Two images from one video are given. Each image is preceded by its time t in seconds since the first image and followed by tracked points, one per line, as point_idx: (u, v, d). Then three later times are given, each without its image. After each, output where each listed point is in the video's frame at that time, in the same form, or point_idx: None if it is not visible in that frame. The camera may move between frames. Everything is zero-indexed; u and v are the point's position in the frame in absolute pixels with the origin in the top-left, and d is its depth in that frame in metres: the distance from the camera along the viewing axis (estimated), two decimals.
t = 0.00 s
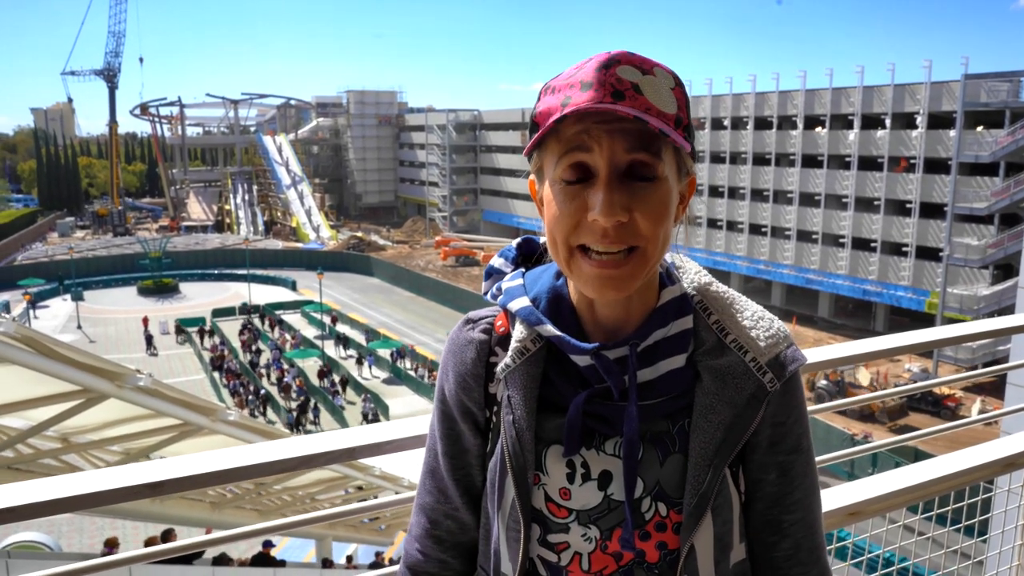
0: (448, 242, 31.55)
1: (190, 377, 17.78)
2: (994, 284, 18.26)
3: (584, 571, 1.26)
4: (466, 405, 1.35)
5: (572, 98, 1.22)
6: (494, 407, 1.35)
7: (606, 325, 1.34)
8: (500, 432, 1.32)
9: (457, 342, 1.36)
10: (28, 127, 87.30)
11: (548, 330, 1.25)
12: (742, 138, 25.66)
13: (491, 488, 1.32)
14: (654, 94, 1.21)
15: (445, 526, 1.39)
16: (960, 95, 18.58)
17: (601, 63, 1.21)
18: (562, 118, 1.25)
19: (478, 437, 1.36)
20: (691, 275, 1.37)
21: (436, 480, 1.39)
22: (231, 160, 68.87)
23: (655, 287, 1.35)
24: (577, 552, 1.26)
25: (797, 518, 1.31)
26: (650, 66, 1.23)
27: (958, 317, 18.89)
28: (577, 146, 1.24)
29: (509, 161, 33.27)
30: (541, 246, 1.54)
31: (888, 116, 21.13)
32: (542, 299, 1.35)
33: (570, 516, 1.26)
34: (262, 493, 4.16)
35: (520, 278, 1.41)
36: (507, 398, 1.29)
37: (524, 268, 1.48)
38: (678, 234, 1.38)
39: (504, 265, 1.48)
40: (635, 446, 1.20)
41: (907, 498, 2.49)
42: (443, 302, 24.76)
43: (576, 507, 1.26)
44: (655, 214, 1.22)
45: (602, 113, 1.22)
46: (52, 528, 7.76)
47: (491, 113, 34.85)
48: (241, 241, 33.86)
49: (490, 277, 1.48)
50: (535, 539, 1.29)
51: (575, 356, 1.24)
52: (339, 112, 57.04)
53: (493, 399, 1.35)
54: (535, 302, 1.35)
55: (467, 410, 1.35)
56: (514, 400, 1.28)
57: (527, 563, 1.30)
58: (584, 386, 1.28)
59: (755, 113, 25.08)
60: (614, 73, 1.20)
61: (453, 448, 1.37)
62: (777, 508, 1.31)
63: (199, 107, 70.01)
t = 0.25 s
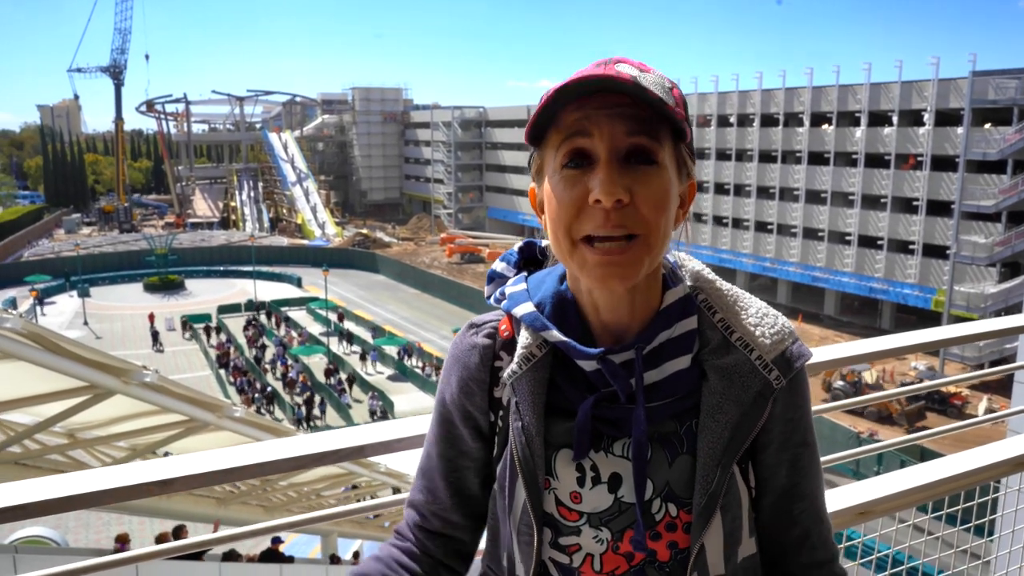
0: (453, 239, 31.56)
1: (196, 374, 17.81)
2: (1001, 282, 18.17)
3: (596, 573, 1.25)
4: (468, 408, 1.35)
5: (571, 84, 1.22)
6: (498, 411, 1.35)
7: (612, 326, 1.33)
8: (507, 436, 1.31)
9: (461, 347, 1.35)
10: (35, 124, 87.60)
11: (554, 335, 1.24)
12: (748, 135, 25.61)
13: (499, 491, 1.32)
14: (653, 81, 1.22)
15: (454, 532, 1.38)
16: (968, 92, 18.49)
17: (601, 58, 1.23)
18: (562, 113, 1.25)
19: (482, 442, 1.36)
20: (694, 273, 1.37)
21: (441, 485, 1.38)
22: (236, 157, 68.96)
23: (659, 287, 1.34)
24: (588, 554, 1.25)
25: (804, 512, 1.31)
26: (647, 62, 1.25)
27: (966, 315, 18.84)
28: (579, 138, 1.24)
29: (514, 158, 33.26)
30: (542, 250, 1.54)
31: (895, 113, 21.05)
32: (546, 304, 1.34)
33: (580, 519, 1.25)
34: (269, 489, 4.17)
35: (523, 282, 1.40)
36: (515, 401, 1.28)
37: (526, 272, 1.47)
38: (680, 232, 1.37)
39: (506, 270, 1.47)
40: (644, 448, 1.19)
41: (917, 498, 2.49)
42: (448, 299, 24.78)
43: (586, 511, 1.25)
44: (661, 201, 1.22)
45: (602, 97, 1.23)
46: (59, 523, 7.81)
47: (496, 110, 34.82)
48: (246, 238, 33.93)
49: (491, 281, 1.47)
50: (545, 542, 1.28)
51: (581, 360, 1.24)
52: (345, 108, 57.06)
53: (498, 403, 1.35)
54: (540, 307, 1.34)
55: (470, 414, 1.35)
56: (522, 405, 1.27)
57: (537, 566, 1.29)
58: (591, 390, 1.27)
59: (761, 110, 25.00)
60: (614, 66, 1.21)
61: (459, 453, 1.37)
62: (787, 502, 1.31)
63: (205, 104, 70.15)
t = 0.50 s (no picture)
0: (457, 238, 31.58)
1: (201, 372, 17.85)
2: (1007, 281, 18.11)
3: (604, 561, 1.24)
4: (467, 404, 1.34)
5: (566, 78, 1.22)
6: (496, 405, 1.34)
7: (606, 314, 1.33)
8: (507, 428, 1.30)
9: (458, 339, 1.35)
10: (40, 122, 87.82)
11: (550, 324, 1.24)
12: (753, 133, 25.55)
13: (501, 483, 1.31)
14: (647, 74, 1.22)
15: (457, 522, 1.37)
16: (974, 90, 18.42)
17: (595, 50, 1.23)
18: (557, 105, 1.26)
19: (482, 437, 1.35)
20: (690, 258, 1.37)
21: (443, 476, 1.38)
22: (241, 155, 69.04)
23: (653, 272, 1.34)
24: (595, 543, 1.24)
25: (811, 488, 1.30)
26: (643, 54, 1.24)
27: (971, 315, 18.80)
28: (574, 128, 1.23)
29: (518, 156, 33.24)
30: (539, 242, 1.54)
31: (901, 112, 20.98)
32: (542, 294, 1.33)
33: (586, 507, 1.24)
34: (273, 487, 4.17)
35: (518, 275, 1.39)
36: (514, 393, 1.27)
37: (520, 266, 1.47)
38: (673, 220, 1.37)
39: (500, 263, 1.46)
40: (646, 431, 1.19)
41: (927, 499, 2.48)
42: (452, 297, 24.78)
43: (591, 498, 1.24)
44: (655, 188, 1.21)
45: (599, 88, 1.23)
46: (64, 520, 7.84)
47: (501, 108, 34.80)
48: (251, 236, 33.96)
49: (486, 276, 1.45)
50: (551, 534, 1.27)
51: (579, 347, 1.23)
52: (349, 106, 57.06)
53: (495, 396, 1.35)
54: (535, 297, 1.33)
55: (469, 406, 1.34)
56: (521, 396, 1.26)
57: (545, 558, 1.28)
58: (589, 377, 1.27)
59: (766, 109, 24.93)
60: (608, 58, 1.22)
61: (460, 445, 1.36)
62: (794, 480, 1.30)
63: (210, 102, 70.21)
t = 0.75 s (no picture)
0: (460, 236, 31.59)
1: (204, 370, 17.88)
2: (1011, 280, 18.06)
3: (599, 566, 1.24)
4: (477, 403, 1.33)
5: (576, 84, 1.21)
6: (502, 405, 1.34)
7: (610, 319, 1.32)
8: (508, 430, 1.30)
9: (467, 340, 1.35)
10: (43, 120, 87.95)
11: (553, 325, 1.24)
12: (757, 131, 25.50)
13: (501, 487, 1.31)
14: (656, 82, 1.21)
15: (459, 514, 1.38)
16: (979, 88, 18.37)
17: (608, 56, 1.22)
18: (568, 108, 1.24)
19: (488, 437, 1.35)
20: (698, 265, 1.35)
21: (446, 472, 1.39)
22: (244, 153, 69.09)
23: (660, 278, 1.33)
24: (589, 548, 1.24)
25: (811, 505, 1.27)
26: (654, 59, 1.23)
27: (976, 313, 18.75)
28: (583, 135, 1.22)
29: (521, 154, 33.22)
30: (549, 245, 1.52)
31: (905, 110, 20.94)
32: (547, 296, 1.33)
33: (580, 511, 1.24)
34: (276, 485, 4.17)
35: (526, 276, 1.40)
36: (516, 393, 1.27)
37: (531, 267, 1.47)
38: (681, 225, 1.35)
39: (512, 265, 1.46)
40: (644, 438, 1.18)
41: (932, 498, 2.47)
42: (455, 295, 24.79)
43: (585, 502, 1.24)
44: (660, 198, 1.20)
45: (609, 99, 1.21)
46: (67, 519, 7.85)
47: (504, 106, 34.77)
48: (254, 234, 33.99)
49: (498, 277, 1.46)
50: (546, 536, 1.27)
51: (580, 349, 1.23)
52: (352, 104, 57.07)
53: (502, 397, 1.34)
54: (541, 298, 1.33)
55: (478, 407, 1.34)
56: (524, 395, 1.26)
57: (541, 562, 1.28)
58: (591, 379, 1.26)
59: (770, 106, 24.87)
60: (622, 64, 1.20)
61: (468, 444, 1.36)
62: (793, 495, 1.28)
63: (213, 100, 70.24)
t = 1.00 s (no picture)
0: (463, 234, 31.58)
1: (207, 368, 17.91)
2: (1015, 277, 18.01)
3: (581, 563, 1.23)
4: (464, 398, 1.33)
5: (584, 70, 1.20)
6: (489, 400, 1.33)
7: (595, 315, 1.31)
8: (494, 425, 1.29)
9: (455, 335, 1.35)
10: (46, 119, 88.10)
11: (536, 320, 1.23)
12: (760, 128, 25.45)
13: (487, 485, 1.31)
14: (665, 77, 1.20)
15: (449, 511, 1.39)
16: (983, 85, 18.31)
17: (616, 47, 1.21)
18: (574, 95, 1.23)
19: (476, 431, 1.34)
20: (685, 260, 1.34)
21: (434, 466, 1.39)
22: (247, 151, 69.12)
23: (646, 274, 1.32)
24: (571, 542, 1.24)
25: (800, 503, 1.26)
26: (668, 56, 1.23)
27: (980, 311, 18.69)
28: (584, 122, 1.22)
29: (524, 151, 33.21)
30: (536, 241, 1.52)
31: (909, 107, 20.89)
32: (530, 292, 1.33)
33: (562, 506, 1.24)
34: (279, 483, 4.18)
35: (512, 271, 1.40)
36: (498, 387, 1.27)
37: (519, 262, 1.46)
38: (671, 220, 1.34)
39: (500, 262, 1.46)
40: (623, 433, 1.17)
41: (936, 496, 2.46)
42: (458, 293, 24.79)
43: (567, 497, 1.24)
44: (656, 190, 1.20)
45: (616, 91, 1.20)
46: (71, 517, 7.86)
47: (506, 104, 34.75)
48: (257, 232, 34.02)
49: (487, 274, 1.46)
50: (529, 531, 1.27)
51: (563, 344, 1.22)
52: (355, 102, 57.05)
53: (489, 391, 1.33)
54: (525, 293, 1.33)
55: (466, 402, 1.34)
56: (506, 389, 1.26)
57: (525, 557, 1.28)
58: (573, 375, 1.25)
59: (773, 104, 24.82)
60: (630, 56, 1.19)
61: (456, 438, 1.36)
62: (780, 492, 1.27)
63: (216, 98, 70.28)
